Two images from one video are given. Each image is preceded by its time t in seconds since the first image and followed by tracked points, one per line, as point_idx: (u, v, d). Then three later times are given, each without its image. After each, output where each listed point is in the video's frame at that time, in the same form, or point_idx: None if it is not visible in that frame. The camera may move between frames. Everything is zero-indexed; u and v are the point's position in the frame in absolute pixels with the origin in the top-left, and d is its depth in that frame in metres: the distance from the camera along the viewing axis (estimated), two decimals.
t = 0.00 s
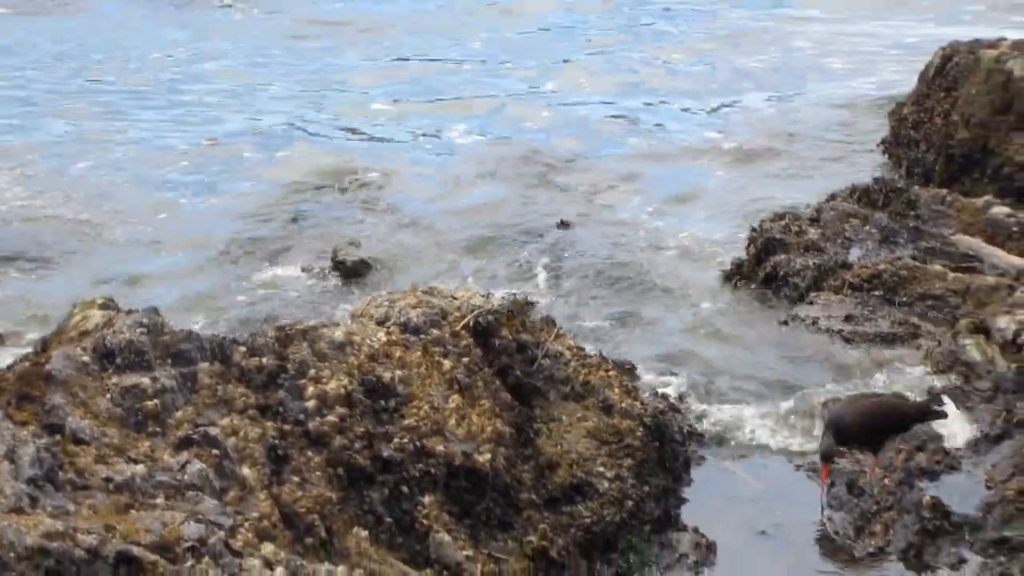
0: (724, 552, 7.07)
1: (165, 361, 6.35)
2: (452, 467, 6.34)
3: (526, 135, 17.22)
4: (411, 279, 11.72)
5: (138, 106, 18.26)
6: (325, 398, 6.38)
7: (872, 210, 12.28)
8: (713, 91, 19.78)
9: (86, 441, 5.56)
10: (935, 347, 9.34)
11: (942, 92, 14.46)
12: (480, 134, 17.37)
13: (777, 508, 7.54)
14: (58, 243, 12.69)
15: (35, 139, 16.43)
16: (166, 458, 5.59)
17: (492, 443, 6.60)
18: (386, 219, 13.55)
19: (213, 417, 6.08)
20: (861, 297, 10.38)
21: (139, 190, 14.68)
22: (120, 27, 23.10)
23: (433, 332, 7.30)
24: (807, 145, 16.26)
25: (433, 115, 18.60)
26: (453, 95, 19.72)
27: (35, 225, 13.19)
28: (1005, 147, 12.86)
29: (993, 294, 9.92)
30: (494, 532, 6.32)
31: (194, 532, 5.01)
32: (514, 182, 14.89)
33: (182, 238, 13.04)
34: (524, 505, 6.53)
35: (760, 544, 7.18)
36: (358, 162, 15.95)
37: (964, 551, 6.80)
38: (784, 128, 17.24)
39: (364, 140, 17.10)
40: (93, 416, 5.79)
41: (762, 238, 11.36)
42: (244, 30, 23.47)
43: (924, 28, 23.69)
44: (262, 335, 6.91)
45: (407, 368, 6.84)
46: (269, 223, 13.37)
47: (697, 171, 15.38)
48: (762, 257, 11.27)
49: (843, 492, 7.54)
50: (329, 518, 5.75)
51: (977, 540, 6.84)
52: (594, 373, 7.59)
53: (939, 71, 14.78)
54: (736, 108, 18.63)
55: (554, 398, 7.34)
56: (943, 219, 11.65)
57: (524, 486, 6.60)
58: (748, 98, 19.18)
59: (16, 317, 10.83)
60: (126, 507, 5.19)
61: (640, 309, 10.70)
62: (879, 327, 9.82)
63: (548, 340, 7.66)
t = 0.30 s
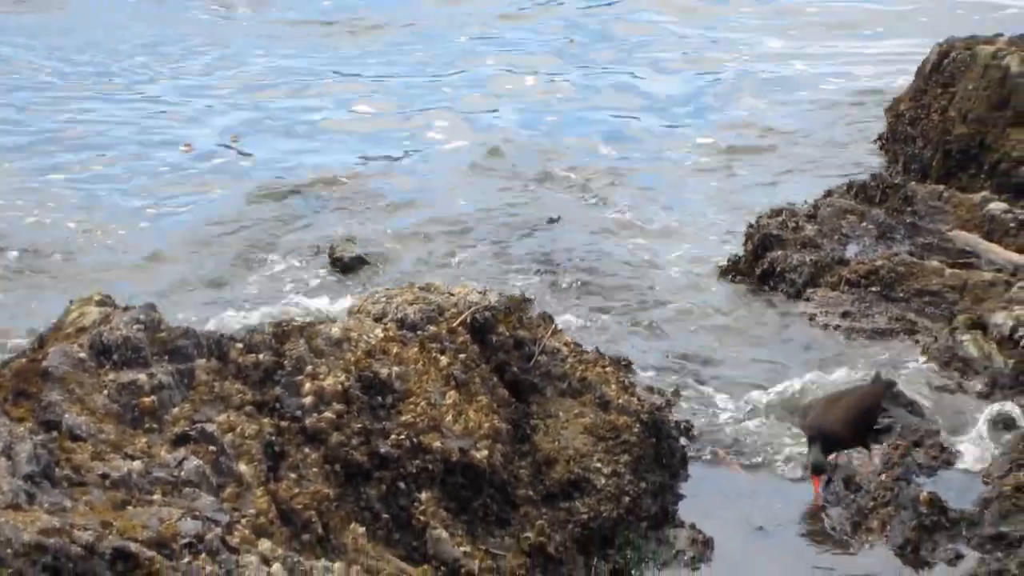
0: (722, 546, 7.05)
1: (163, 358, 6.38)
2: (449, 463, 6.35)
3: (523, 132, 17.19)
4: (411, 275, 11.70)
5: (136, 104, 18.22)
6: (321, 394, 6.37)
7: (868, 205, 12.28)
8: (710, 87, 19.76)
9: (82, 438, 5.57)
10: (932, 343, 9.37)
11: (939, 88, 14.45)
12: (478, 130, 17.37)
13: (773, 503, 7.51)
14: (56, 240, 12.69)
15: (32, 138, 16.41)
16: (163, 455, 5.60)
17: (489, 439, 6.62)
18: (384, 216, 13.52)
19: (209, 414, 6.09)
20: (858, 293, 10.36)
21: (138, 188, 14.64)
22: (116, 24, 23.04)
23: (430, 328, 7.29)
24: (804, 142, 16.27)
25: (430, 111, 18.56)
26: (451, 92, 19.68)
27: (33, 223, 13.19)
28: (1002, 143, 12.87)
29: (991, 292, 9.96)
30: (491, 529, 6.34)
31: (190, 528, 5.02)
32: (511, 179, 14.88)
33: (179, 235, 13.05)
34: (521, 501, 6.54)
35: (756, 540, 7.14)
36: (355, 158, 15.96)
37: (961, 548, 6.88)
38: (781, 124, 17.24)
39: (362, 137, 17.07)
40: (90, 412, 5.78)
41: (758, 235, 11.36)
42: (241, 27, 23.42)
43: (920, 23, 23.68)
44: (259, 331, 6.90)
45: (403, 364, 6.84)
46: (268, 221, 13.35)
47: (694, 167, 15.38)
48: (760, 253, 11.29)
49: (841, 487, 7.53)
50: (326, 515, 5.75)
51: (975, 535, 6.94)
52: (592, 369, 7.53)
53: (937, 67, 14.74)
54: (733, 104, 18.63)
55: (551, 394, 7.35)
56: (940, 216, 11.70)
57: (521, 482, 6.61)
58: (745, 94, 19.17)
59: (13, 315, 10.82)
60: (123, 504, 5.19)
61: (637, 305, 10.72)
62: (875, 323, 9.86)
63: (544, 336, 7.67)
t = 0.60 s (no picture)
0: (720, 542, 7.05)
1: (161, 355, 6.34)
2: (447, 459, 6.35)
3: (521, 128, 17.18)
4: (410, 272, 11.68)
5: (132, 100, 18.18)
6: (320, 390, 6.35)
7: (867, 202, 12.28)
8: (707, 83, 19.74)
9: (81, 433, 5.56)
10: (931, 341, 9.40)
11: (938, 85, 14.44)
12: (475, 126, 17.37)
13: (769, 498, 7.51)
14: (52, 237, 12.67)
15: (29, 134, 16.38)
16: (161, 451, 5.59)
17: (488, 435, 6.62)
18: (381, 212, 13.50)
19: (208, 410, 6.05)
20: (857, 290, 10.40)
21: (136, 186, 14.59)
22: (112, 20, 22.98)
23: (429, 325, 7.27)
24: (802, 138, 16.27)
25: (427, 108, 18.52)
26: (447, 88, 19.65)
27: (30, 220, 13.16)
28: (1000, 141, 12.86)
29: (989, 288, 9.97)
30: (490, 525, 6.34)
31: (189, 524, 5.00)
32: (508, 175, 14.86)
33: (176, 230, 13.04)
34: (519, 497, 6.54)
35: (753, 536, 7.13)
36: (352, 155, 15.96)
37: (959, 544, 6.87)
38: (779, 121, 17.24)
39: (360, 134, 17.05)
40: (88, 408, 5.77)
41: (757, 232, 11.38)
42: (237, 22, 23.36)
43: (916, 21, 23.64)
44: (258, 327, 6.87)
45: (402, 360, 6.83)
46: (267, 217, 13.32)
47: (692, 163, 15.37)
48: (758, 250, 11.31)
49: (838, 483, 7.53)
50: (325, 511, 5.75)
51: (973, 532, 6.94)
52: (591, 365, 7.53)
53: (935, 63, 14.70)
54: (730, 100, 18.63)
55: (550, 390, 7.35)
56: (939, 212, 11.70)
57: (519, 478, 6.61)
58: (742, 90, 19.14)
59: (10, 310, 10.80)
60: (121, 500, 5.19)
61: (635, 301, 10.72)
62: (873, 321, 9.89)
63: (543, 331, 7.67)
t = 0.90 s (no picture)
0: (721, 536, 7.06)
1: (162, 350, 6.25)
2: (448, 456, 6.37)
3: (521, 125, 17.17)
4: (409, 268, 11.66)
5: (132, 98, 18.16)
6: (321, 386, 6.33)
7: (868, 198, 12.28)
8: (705, 80, 19.73)
9: (81, 429, 5.56)
10: (932, 337, 9.41)
11: (939, 82, 14.45)
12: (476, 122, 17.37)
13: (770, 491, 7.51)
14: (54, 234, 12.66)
15: (31, 133, 16.36)
16: (161, 446, 5.58)
17: (488, 431, 6.64)
18: (383, 208, 13.51)
19: (209, 406, 6.04)
20: (858, 287, 10.42)
21: (137, 183, 14.55)
22: (110, 23, 22.97)
23: (429, 320, 7.28)
24: (802, 135, 16.27)
25: (427, 104, 18.50)
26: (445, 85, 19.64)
27: (32, 218, 13.15)
28: (1001, 136, 12.86)
29: (990, 283, 9.97)
30: (491, 520, 6.38)
31: (190, 520, 5.00)
32: (507, 171, 14.86)
33: (178, 226, 13.03)
34: (520, 493, 6.57)
35: (752, 531, 7.12)
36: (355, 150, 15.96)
37: (960, 540, 6.88)
38: (779, 117, 17.23)
39: (359, 131, 17.02)
40: (89, 404, 5.77)
41: (758, 227, 11.36)
42: (236, 24, 23.36)
43: (910, 17, 23.65)
44: (258, 321, 6.77)
45: (403, 356, 6.86)
46: (267, 214, 13.29)
47: (692, 159, 15.37)
48: (758, 246, 11.33)
49: (838, 479, 7.53)
50: (325, 506, 5.75)
51: (974, 529, 6.96)
52: (591, 362, 7.68)
53: (936, 61, 14.72)
54: (730, 96, 18.63)
55: (550, 386, 7.37)
56: (940, 209, 11.71)
57: (519, 474, 6.62)
58: (741, 86, 19.14)
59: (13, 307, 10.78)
60: (122, 495, 5.18)
61: (636, 297, 10.73)
62: (874, 318, 9.91)
63: (544, 328, 7.70)
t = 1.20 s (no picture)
0: (719, 531, 7.06)
1: (158, 346, 6.25)
2: (445, 450, 6.38)
3: (519, 120, 17.16)
4: (406, 264, 11.65)
5: (129, 99, 18.15)
6: (318, 381, 6.31)
7: (864, 193, 12.27)
8: (701, 75, 19.71)
9: (78, 424, 5.56)
10: (928, 333, 9.41)
11: (937, 76, 14.44)
12: (474, 118, 17.36)
13: (768, 485, 7.51)
14: (51, 230, 12.65)
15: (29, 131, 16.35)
16: (158, 442, 5.58)
17: (486, 426, 6.64)
18: (380, 202, 13.51)
19: (206, 401, 6.04)
20: (855, 281, 10.43)
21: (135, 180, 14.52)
22: (104, 27, 22.95)
23: (426, 315, 7.27)
24: (800, 129, 16.27)
25: (424, 101, 18.49)
26: (441, 83, 19.62)
27: (29, 215, 13.14)
28: (997, 131, 12.86)
29: (987, 278, 9.98)
30: (488, 516, 6.39)
31: (187, 515, 5.00)
32: (504, 167, 14.85)
33: (175, 221, 13.03)
34: (516, 488, 6.58)
35: (749, 524, 7.13)
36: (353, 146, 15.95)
37: (957, 535, 6.89)
38: (777, 112, 17.22)
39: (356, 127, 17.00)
40: (86, 399, 5.77)
41: (755, 224, 11.44)
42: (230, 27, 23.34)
43: (904, 11, 23.63)
44: (255, 316, 6.76)
45: (401, 351, 6.85)
46: (263, 210, 13.27)
47: (690, 154, 15.37)
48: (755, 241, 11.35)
49: (835, 474, 7.55)
50: (322, 501, 5.76)
51: (971, 522, 6.97)
52: (589, 358, 7.65)
53: (933, 55, 14.72)
54: (728, 91, 18.62)
55: (548, 380, 7.38)
56: (937, 203, 11.71)
57: (517, 469, 6.63)
58: (737, 81, 19.13)
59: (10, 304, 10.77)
60: (119, 490, 5.18)
61: (634, 291, 10.73)
62: (871, 312, 9.92)
63: (541, 324, 7.70)
